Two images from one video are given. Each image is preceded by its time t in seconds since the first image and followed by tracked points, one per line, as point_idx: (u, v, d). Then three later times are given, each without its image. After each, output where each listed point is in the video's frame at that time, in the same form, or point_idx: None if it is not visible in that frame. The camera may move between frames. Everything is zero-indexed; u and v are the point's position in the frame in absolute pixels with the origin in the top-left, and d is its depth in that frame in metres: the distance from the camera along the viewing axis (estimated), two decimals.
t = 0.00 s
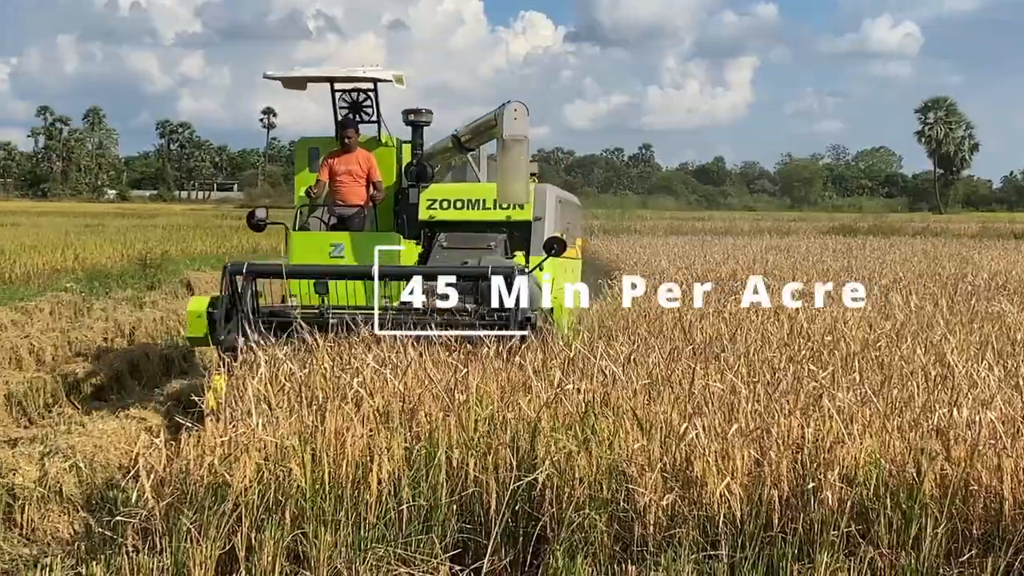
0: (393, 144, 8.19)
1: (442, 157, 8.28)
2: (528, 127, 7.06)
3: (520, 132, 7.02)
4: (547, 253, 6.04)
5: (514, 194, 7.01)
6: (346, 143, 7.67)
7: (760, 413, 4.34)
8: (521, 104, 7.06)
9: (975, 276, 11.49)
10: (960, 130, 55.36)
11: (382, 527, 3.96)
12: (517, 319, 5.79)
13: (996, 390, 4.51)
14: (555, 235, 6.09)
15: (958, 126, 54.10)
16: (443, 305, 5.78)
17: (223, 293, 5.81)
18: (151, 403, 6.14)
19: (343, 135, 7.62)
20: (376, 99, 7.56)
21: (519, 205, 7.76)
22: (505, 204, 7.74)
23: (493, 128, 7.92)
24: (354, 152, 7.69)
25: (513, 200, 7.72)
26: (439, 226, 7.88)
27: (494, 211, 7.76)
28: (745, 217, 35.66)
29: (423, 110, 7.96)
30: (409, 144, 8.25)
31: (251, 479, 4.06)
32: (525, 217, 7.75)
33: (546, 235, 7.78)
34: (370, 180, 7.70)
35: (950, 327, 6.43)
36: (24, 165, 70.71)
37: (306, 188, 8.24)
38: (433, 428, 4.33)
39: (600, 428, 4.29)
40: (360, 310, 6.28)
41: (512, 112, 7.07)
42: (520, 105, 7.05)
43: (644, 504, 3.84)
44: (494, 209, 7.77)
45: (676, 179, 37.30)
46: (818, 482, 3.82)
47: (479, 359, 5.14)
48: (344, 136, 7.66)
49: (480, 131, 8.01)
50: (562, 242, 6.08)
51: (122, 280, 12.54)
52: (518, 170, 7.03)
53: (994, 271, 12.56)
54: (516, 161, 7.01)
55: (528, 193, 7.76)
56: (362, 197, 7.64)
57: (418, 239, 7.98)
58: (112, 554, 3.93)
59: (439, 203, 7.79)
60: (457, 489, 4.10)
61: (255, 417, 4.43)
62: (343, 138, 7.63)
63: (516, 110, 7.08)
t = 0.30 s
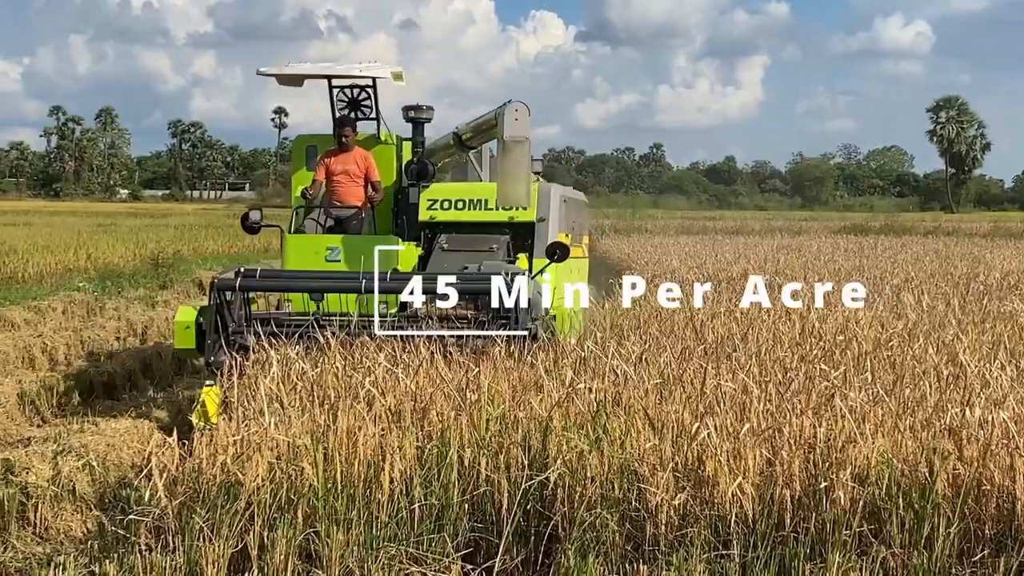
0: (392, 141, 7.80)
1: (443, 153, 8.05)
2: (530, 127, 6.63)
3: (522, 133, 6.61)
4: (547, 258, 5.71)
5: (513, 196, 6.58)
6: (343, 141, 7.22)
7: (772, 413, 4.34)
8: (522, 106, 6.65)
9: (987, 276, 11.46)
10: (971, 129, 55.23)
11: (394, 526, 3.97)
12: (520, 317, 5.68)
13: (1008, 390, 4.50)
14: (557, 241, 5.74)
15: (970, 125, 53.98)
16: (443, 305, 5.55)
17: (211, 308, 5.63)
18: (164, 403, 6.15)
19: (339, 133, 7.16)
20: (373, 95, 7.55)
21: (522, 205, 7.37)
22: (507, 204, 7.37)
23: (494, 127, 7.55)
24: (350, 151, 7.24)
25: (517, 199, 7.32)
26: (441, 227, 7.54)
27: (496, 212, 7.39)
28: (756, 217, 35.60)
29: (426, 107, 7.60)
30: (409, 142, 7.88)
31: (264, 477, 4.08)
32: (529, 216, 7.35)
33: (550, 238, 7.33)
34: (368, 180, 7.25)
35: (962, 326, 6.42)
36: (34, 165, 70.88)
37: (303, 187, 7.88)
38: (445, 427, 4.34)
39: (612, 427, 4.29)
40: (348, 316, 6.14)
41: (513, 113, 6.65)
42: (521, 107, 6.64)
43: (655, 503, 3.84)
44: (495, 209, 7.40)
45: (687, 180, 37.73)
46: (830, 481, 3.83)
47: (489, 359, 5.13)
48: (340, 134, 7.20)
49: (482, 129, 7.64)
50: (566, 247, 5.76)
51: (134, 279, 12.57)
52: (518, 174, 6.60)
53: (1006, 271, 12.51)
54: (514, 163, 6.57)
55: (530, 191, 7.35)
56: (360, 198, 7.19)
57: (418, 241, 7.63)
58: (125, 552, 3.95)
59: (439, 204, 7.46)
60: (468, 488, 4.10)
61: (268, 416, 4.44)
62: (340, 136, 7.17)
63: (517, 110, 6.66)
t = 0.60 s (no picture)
0: (394, 140, 7.55)
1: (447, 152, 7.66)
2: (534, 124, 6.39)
3: (525, 130, 6.38)
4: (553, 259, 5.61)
5: (516, 196, 6.42)
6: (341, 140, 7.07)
7: (785, 412, 4.34)
8: (527, 102, 6.38)
9: (1002, 275, 11.43)
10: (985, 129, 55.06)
11: (407, 525, 3.99)
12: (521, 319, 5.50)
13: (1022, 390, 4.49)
14: (563, 243, 5.66)
15: (984, 124, 53.83)
16: (441, 306, 5.30)
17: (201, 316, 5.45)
18: (178, 402, 6.18)
19: (337, 132, 7.02)
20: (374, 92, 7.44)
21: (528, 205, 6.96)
22: (512, 203, 6.96)
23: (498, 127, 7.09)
24: (349, 149, 7.09)
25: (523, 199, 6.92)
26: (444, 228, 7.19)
27: (500, 212, 7.00)
28: (769, 217, 35.55)
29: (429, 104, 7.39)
30: (412, 140, 7.63)
31: (278, 476, 4.09)
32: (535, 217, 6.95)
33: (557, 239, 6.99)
34: (367, 179, 7.11)
35: (975, 327, 6.39)
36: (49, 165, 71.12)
37: (301, 187, 7.60)
38: (458, 427, 4.35)
39: (625, 426, 4.29)
40: (353, 317, 6.06)
41: (518, 109, 6.43)
42: (526, 103, 6.38)
43: (668, 503, 3.85)
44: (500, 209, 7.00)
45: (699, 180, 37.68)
46: (843, 481, 3.83)
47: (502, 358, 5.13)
48: (338, 132, 7.05)
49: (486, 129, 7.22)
50: (571, 248, 5.67)
51: (149, 279, 12.62)
52: (523, 173, 6.42)
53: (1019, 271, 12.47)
54: (520, 162, 6.40)
55: (537, 190, 6.93)
56: (359, 198, 7.06)
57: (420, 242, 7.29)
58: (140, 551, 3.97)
59: (442, 203, 7.10)
60: (482, 488, 4.11)
61: (282, 415, 4.45)
62: (338, 135, 7.02)
63: (522, 106, 6.40)
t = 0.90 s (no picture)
0: (397, 138, 7.53)
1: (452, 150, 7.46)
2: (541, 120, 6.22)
3: (530, 127, 6.20)
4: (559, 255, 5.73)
5: (521, 194, 6.23)
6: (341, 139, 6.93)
7: (799, 413, 4.34)
8: (531, 97, 6.20)
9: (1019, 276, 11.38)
10: (1002, 129, 54.83)
11: (422, 524, 4.00)
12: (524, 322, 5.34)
13: None
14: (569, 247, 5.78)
15: (1001, 124, 53.61)
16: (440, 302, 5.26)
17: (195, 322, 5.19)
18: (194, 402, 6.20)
19: (338, 130, 6.88)
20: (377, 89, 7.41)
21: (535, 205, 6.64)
22: (519, 203, 6.64)
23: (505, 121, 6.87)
24: (349, 148, 6.95)
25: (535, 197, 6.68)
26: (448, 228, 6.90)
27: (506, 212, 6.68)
28: (785, 216, 35.46)
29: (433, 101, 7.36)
30: (415, 138, 7.63)
31: (293, 476, 4.11)
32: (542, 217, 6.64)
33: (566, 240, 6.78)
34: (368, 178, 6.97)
35: (991, 327, 6.36)
36: (67, 165, 71.36)
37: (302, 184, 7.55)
38: (472, 426, 4.35)
39: (640, 426, 4.28)
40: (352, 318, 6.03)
41: (524, 104, 6.24)
42: (530, 98, 6.20)
43: (683, 503, 3.85)
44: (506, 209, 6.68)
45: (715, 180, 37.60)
46: (858, 481, 3.82)
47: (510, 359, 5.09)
48: (339, 130, 6.91)
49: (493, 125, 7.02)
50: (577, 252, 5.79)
51: (165, 279, 12.68)
52: (529, 169, 6.24)
53: None
54: (525, 158, 6.22)
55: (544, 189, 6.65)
56: (361, 197, 6.92)
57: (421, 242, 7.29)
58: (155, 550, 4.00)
59: (446, 203, 6.80)
60: (496, 487, 4.11)
61: (296, 415, 4.46)
62: (339, 133, 6.88)
63: (527, 101, 6.23)
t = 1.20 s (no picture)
0: (401, 136, 7.45)
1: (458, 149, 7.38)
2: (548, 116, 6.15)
3: (538, 123, 6.13)
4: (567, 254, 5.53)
5: (528, 193, 6.12)
6: (343, 137, 6.81)
7: (816, 412, 4.33)
8: (538, 92, 6.14)
9: None
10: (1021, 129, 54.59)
11: (438, 523, 4.02)
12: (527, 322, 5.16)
13: None
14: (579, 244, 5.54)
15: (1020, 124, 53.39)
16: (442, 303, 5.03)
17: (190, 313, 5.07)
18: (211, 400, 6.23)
19: (340, 127, 6.76)
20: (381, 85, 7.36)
21: (542, 205, 6.57)
22: (526, 203, 6.56)
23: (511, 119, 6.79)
24: (351, 146, 6.83)
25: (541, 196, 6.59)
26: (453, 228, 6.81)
27: (514, 212, 6.60)
28: (802, 216, 35.36)
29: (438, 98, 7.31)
30: (419, 137, 7.54)
31: (310, 475, 4.11)
32: (549, 217, 6.56)
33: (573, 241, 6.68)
34: (370, 177, 6.84)
35: (1009, 327, 6.34)
36: (86, 166, 71.66)
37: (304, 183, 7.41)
38: (489, 425, 4.36)
39: (656, 425, 4.27)
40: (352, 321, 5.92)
41: (530, 99, 6.16)
42: (537, 93, 6.14)
43: (699, 502, 3.85)
44: (514, 208, 6.60)
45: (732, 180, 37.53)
46: (874, 481, 3.82)
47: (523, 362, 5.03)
48: (341, 128, 6.79)
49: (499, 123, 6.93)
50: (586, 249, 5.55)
51: (183, 279, 12.74)
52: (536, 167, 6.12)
53: None
54: (532, 155, 6.12)
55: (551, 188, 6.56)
56: (364, 196, 6.79)
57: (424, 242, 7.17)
58: (172, 548, 4.03)
59: (451, 202, 6.70)
60: (511, 486, 4.11)
61: (312, 414, 4.46)
62: (342, 130, 6.76)
63: (534, 96, 6.17)
